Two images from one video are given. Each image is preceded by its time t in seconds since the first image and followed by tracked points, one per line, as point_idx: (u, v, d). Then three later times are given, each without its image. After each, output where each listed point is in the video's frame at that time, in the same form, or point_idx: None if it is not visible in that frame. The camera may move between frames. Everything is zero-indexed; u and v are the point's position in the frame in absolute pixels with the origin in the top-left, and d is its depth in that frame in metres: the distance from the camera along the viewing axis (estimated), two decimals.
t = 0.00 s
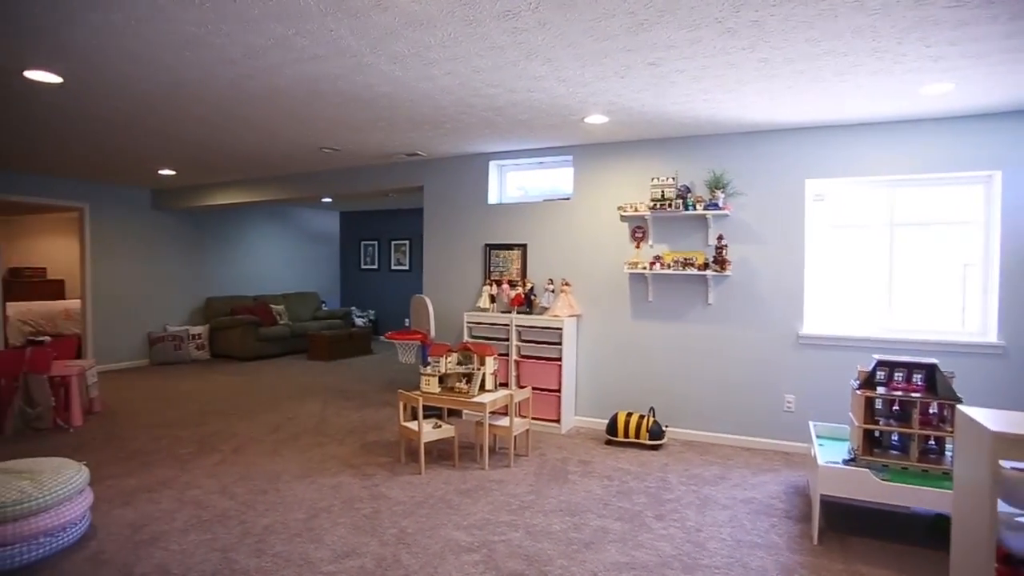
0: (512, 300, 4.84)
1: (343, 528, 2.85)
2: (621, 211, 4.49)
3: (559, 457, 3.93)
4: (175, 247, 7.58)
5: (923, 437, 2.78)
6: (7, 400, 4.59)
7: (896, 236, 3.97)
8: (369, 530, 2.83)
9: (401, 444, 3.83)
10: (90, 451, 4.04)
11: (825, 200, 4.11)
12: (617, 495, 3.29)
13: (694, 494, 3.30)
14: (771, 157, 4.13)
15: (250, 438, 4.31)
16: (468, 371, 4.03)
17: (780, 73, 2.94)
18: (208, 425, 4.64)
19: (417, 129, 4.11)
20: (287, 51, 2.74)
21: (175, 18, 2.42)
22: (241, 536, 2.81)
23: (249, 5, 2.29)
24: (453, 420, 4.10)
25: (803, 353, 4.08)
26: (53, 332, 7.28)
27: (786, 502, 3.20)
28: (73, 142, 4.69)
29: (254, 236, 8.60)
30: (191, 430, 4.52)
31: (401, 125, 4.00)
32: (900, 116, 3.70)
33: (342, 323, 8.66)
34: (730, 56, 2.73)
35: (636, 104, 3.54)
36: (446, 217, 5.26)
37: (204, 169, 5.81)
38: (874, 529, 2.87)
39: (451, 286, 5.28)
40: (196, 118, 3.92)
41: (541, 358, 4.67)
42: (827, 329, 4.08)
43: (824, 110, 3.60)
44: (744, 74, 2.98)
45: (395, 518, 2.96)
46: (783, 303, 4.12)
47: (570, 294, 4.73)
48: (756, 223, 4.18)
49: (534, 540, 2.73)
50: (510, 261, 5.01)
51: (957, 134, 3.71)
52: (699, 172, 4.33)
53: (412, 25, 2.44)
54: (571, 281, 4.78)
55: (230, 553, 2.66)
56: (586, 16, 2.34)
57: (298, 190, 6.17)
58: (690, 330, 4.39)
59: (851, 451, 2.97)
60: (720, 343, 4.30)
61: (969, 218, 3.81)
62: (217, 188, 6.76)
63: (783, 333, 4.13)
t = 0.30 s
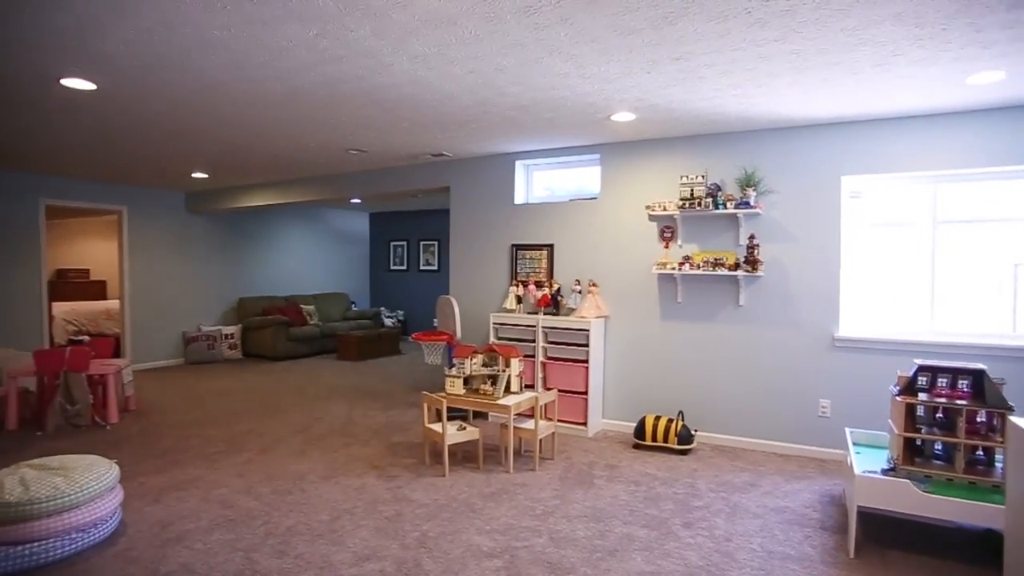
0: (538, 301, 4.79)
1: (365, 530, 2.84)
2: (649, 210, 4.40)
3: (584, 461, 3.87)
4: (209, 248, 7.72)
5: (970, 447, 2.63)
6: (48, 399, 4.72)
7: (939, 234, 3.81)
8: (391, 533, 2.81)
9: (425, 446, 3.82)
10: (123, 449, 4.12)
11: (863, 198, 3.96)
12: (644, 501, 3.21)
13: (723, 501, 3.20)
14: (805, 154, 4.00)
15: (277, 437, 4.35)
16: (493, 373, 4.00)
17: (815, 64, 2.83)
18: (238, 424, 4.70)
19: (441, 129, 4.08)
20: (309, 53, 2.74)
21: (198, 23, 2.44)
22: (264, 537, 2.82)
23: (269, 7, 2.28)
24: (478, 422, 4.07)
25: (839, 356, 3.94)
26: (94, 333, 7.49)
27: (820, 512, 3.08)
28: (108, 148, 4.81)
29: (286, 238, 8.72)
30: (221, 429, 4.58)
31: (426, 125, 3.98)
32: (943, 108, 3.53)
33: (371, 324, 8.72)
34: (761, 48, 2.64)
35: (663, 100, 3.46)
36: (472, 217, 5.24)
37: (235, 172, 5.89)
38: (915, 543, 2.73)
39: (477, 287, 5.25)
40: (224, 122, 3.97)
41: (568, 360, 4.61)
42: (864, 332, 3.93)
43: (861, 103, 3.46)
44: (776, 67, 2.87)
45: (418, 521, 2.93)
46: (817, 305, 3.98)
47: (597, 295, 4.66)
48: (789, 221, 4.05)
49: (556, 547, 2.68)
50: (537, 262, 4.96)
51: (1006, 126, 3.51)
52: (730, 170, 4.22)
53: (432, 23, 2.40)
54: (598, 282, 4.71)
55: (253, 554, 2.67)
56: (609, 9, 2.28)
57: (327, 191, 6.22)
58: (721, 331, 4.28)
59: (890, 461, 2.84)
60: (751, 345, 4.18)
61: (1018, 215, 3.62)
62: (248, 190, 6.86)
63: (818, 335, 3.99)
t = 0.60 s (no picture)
0: (568, 303, 4.74)
1: (391, 533, 2.84)
2: (681, 210, 4.31)
3: (614, 465, 3.80)
4: (245, 250, 7.87)
5: None
6: (90, 396, 4.86)
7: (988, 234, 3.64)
8: (417, 536, 2.80)
9: (453, 448, 3.81)
10: (159, 447, 4.21)
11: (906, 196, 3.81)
12: (674, 508, 3.13)
13: (757, 510, 3.11)
14: (844, 151, 3.86)
15: (308, 437, 4.39)
16: (522, 375, 3.96)
17: (853, 57, 2.72)
18: (271, 423, 4.76)
19: (469, 130, 4.07)
20: (336, 56, 2.75)
21: (226, 28, 2.47)
22: (292, 537, 2.84)
23: (295, 11, 2.29)
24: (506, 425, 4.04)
25: (880, 360, 3.79)
26: (136, 333, 7.70)
27: (860, 523, 2.96)
28: (146, 153, 4.92)
29: (319, 239, 8.84)
30: (254, 428, 4.65)
31: (454, 127, 3.97)
32: (993, 101, 3.37)
33: (403, 324, 8.78)
34: (796, 41, 2.55)
35: (694, 97, 3.37)
36: (501, 218, 5.22)
37: (269, 176, 5.99)
38: (961, 560, 2.60)
39: (507, 288, 5.23)
40: (255, 126, 4.02)
41: (598, 363, 4.55)
42: (907, 335, 3.78)
43: (903, 96, 3.32)
44: (812, 60, 2.77)
45: (443, 524, 2.92)
46: (857, 307, 3.84)
47: (628, 297, 4.59)
48: (827, 221, 3.92)
49: (583, 554, 2.63)
50: (566, 263, 4.91)
51: None
52: (765, 168, 4.10)
53: (457, 22, 2.39)
54: (629, 283, 4.63)
55: (280, 554, 2.69)
56: (637, 5, 2.22)
57: (358, 193, 6.27)
58: (755, 334, 4.16)
59: (935, 472, 2.71)
60: (787, 349, 4.06)
61: None
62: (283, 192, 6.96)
63: (858, 338, 3.85)
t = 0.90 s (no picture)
0: (598, 305, 4.69)
1: (418, 535, 2.83)
2: (714, 211, 4.22)
3: (644, 471, 3.74)
4: (279, 252, 8.01)
5: None
6: (131, 395, 4.99)
7: None
8: (443, 539, 2.79)
9: (482, 451, 3.79)
10: (195, 445, 4.30)
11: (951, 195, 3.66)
12: (706, 516, 3.06)
13: (792, 519, 3.01)
14: (884, 149, 3.73)
15: (339, 438, 4.43)
16: (551, 378, 3.93)
17: (895, 50, 2.62)
18: (303, 423, 4.83)
19: (499, 132, 4.06)
20: (364, 59, 2.76)
21: (256, 35, 2.50)
22: (320, 537, 2.86)
23: (322, 15, 2.31)
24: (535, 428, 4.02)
25: (924, 366, 3.64)
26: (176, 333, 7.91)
27: (902, 536, 2.85)
28: (184, 158, 5.04)
29: (352, 241, 8.94)
30: (286, 428, 4.71)
31: (483, 128, 3.97)
32: None
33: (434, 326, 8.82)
34: (834, 34, 2.46)
35: (727, 95, 3.30)
36: (531, 220, 5.20)
37: (303, 179, 6.08)
38: None
39: (536, 290, 5.20)
40: (288, 130, 4.08)
41: (629, 366, 4.49)
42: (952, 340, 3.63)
43: (947, 90, 3.19)
44: (851, 54, 2.68)
45: (470, 528, 2.90)
46: (898, 310, 3.71)
47: (659, 299, 4.52)
48: (867, 221, 3.79)
49: (611, 561, 2.58)
50: (597, 265, 4.86)
51: None
52: (801, 167, 3.99)
53: (483, 23, 2.37)
54: (660, 285, 4.56)
55: (308, 554, 2.71)
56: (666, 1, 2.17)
57: (389, 196, 6.32)
58: (791, 338, 4.05)
59: (985, 484, 2.58)
60: (824, 353, 3.94)
61: None
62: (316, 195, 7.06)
63: (900, 343, 3.71)
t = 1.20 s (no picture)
0: (621, 307, 4.64)
1: (437, 540, 2.82)
2: (739, 212, 4.14)
3: (667, 477, 3.68)
4: (304, 255, 8.09)
5: None
6: (159, 396, 5.07)
7: None
8: (462, 544, 2.77)
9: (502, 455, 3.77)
10: (220, 447, 4.34)
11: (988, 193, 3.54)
12: (730, 524, 2.99)
13: (821, 529, 2.93)
14: (916, 146, 3.62)
15: (360, 440, 4.45)
16: (573, 382, 3.89)
17: (929, 43, 2.53)
18: (326, 425, 4.85)
19: (519, 133, 4.04)
20: (385, 62, 2.76)
21: (276, 40, 2.51)
22: (340, 540, 2.86)
23: (342, 19, 2.30)
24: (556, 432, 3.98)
25: (959, 371, 3.52)
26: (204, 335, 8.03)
27: (936, 548, 2.75)
28: (210, 162, 5.11)
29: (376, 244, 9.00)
30: (309, 430, 4.74)
31: (504, 130, 3.95)
32: None
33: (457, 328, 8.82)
34: (864, 28, 2.38)
35: (753, 94, 3.23)
36: (553, 222, 5.16)
37: (326, 182, 6.13)
38: None
39: (558, 292, 5.17)
40: (310, 134, 4.11)
41: (652, 370, 4.42)
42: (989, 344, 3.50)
43: (983, 85, 3.08)
44: (882, 49, 2.60)
45: (490, 533, 2.88)
46: (931, 313, 3.59)
47: (682, 302, 4.45)
48: (899, 221, 3.68)
49: (632, 570, 2.53)
50: (619, 267, 4.80)
51: None
52: (829, 166, 3.90)
53: (501, 24, 2.35)
54: (684, 288, 4.49)
55: (327, 557, 2.71)
56: None
57: (411, 198, 6.34)
58: (819, 341, 3.95)
59: None
60: (854, 357, 3.83)
61: None
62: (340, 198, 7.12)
63: (934, 347, 3.59)
